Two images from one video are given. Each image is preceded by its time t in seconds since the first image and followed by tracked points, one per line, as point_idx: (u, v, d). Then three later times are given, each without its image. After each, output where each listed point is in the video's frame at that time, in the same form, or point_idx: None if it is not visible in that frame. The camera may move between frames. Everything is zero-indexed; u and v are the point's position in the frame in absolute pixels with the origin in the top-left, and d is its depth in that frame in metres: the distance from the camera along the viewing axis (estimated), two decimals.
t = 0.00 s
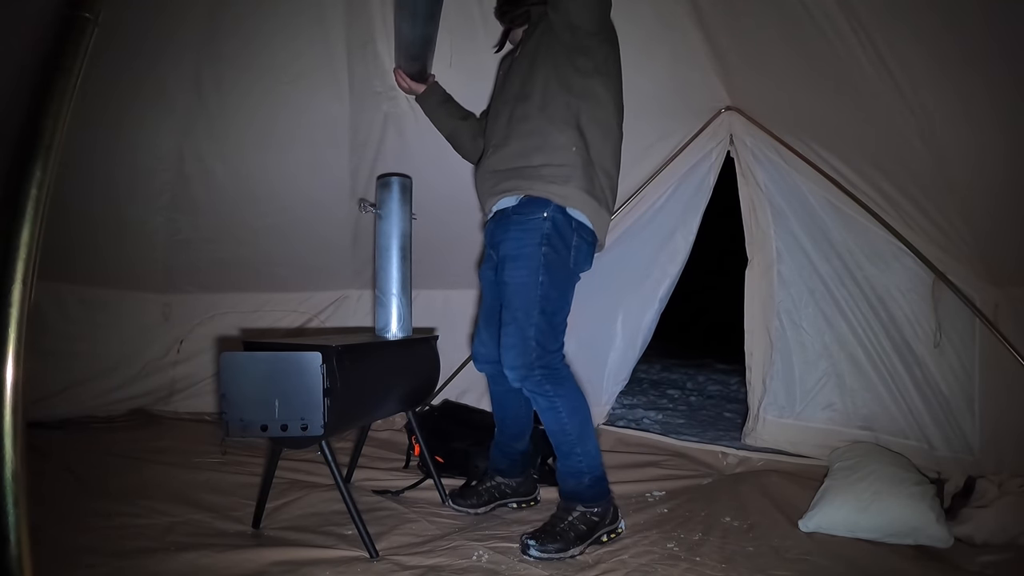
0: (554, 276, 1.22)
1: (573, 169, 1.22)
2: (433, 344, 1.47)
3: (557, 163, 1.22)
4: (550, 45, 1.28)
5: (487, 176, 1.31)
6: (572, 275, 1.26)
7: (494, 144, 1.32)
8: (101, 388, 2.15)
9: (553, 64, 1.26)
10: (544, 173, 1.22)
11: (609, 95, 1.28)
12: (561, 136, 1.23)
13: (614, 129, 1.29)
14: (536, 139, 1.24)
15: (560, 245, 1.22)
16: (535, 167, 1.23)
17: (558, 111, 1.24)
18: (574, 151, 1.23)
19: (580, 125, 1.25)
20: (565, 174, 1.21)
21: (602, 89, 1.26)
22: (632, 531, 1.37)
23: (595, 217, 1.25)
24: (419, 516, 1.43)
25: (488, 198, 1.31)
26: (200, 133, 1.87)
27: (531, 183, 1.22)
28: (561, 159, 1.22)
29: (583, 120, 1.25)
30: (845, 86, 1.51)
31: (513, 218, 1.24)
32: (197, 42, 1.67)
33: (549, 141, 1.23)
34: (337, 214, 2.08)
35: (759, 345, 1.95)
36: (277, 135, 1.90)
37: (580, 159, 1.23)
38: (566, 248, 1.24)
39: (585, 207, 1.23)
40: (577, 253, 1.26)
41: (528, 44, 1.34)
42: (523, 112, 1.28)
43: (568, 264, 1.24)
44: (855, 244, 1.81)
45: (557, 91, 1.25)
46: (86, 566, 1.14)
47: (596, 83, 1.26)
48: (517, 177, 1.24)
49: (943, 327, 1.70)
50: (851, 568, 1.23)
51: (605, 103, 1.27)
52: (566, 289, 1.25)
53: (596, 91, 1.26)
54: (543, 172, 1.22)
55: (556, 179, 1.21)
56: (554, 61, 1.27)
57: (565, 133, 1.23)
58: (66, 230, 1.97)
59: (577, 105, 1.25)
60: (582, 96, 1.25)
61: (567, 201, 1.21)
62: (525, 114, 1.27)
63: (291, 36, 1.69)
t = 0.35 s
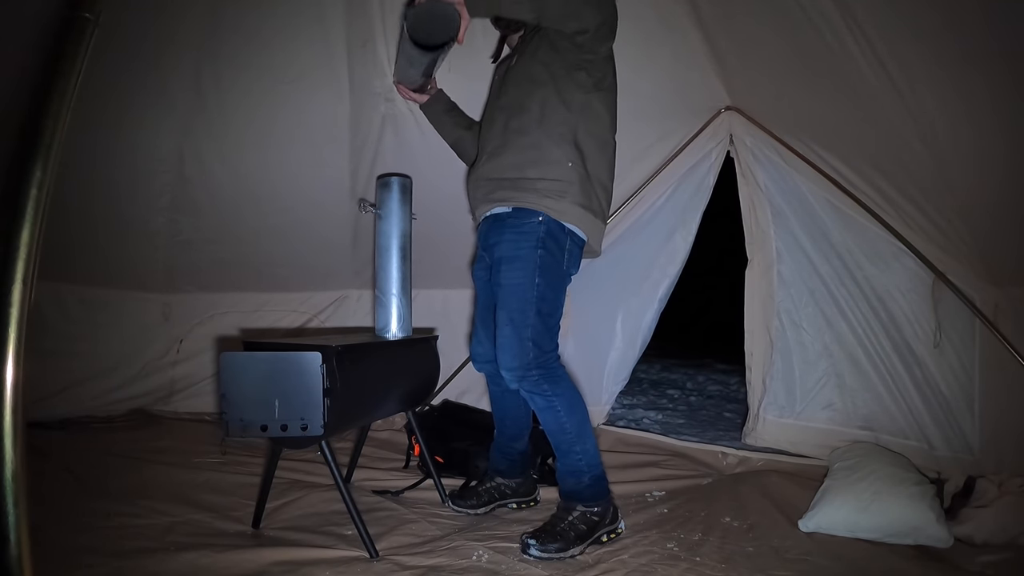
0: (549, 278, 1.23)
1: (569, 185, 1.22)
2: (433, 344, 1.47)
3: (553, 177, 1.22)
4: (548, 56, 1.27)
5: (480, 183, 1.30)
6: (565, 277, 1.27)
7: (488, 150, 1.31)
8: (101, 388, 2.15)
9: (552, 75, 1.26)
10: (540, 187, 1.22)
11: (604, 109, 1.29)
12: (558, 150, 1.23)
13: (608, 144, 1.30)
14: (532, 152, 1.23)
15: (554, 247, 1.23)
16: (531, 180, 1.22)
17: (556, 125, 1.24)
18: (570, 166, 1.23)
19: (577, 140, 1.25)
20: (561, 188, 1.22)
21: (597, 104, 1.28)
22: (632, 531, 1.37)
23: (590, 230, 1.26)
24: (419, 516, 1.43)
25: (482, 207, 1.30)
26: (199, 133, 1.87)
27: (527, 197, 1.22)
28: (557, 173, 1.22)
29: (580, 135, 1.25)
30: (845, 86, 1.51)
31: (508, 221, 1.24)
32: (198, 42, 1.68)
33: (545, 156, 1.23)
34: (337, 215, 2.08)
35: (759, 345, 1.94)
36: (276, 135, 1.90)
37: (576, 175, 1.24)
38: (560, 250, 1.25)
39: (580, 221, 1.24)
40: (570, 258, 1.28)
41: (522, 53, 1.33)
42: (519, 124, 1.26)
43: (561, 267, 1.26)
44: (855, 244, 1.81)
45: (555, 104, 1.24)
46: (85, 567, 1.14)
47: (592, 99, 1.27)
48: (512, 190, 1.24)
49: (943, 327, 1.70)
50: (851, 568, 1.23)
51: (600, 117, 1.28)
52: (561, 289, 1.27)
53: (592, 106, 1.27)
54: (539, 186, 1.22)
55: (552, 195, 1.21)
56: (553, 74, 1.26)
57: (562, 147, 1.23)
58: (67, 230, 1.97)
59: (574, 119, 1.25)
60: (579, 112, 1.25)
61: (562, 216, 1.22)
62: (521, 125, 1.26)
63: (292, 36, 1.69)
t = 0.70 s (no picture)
0: (549, 277, 1.23)
1: (567, 193, 1.22)
2: (433, 344, 1.47)
3: (551, 183, 1.22)
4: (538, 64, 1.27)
5: (480, 190, 1.30)
6: (566, 276, 1.27)
7: (486, 159, 1.31)
8: (101, 388, 2.15)
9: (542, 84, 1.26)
10: (538, 196, 1.21)
11: (598, 110, 1.28)
12: (554, 159, 1.22)
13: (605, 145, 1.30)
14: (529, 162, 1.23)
15: (555, 247, 1.23)
16: (529, 189, 1.22)
17: (551, 134, 1.23)
18: (568, 173, 1.23)
19: (573, 144, 1.24)
20: (559, 195, 1.21)
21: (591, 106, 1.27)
22: (632, 531, 1.37)
23: (591, 231, 1.25)
24: (419, 516, 1.43)
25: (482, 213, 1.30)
26: (199, 132, 1.87)
27: (525, 206, 1.22)
28: (554, 180, 1.22)
29: (576, 140, 1.25)
30: (844, 86, 1.51)
31: (510, 222, 1.24)
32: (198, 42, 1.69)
33: (542, 164, 1.23)
34: (337, 215, 2.08)
35: (760, 345, 1.95)
36: (277, 135, 1.90)
37: (575, 180, 1.23)
38: (561, 250, 1.25)
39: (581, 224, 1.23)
40: (571, 257, 1.28)
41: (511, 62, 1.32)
42: (514, 133, 1.26)
43: (562, 266, 1.26)
44: (855, 244, 1.81)
45: (549, 112, 1.24)
46: (86, 567, 1.14)
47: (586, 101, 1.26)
48: (510, 200, 1.23)
49: (943, 327, 1.70)
50: (851, 568, 1.23)
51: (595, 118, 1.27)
52: (562, 288, 1.27)
53: (586, 109, 1.26)
54: (537, 194, 1.22)
55: (550, 203, 1.21)
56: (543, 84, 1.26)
57: (558, 154, 1.22)
58: (66, 230, 1.96)
59: (569, 125, 1.24)
60: (574, 117, 1.25)
61: (561, 222, 1.21)
62: (517, 135, 1.26)
63: (292, 36, 1.70)
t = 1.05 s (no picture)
0: (543, 275, 1.24)
1: (548, 205, 1.21)
2: (433, 344, 1.47)
3: (532, 195, 1.21)
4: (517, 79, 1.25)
5: (468, 200, 1.30)
6: (559, 275, 1.28)
7: (476, 169, 1.32)
8: (101, 388, 2.15)
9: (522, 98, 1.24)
10: (520, 207, 1.22)
11: (581, 116, 1.25)
12: (535, 171, 1.22)
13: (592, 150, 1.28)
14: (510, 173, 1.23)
15: (548, 246, 1.24)
16: (510, 200, 1.23)
17: (530, 147, 1.23)
18: (550, 183, 1.22)
19: (553, 154, 1.23)
20: (539, 206, 1.21)
21: (575, 112, 1.25)
22: (632, 531, 1.37)
23: (577, 235, 1.24)
24: (419, 516, 1.43)
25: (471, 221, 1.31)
26: (199, 132, 1.88)
27: (507, 218, 1.22)
28: (534, 192, 1.22)
29: (557, 151, 1.23)
30: (844, 86, 1.51)
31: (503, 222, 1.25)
32: (198, 43, 1.69)
33: (523, 176, 1.23)
34: (337, 215, 2.08)
35: (760, 346, 1.94)
36: (276, 136, 1.90)
37: (557, 191, 1.22)
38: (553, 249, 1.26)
39: (564, 235, 1.22)
40: (564, 256, 1.29)
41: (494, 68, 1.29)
42: (497, 146, 1.26)
43: (556, 264, 1.27)
44: (855, 244, 1.81)
45: (529, 126, 1.23)
46: (86, 567, 1.14)
47: (572, 106, 1.24)
48: (493, 211, 1.24)
49: (943, 328, 1.70)
50: (851, 568, 1.23)
51: (578, 125, 1.25)
52: (556, 286, 1.28)
53: (569, 117, 1.24)
54: (518, 206, 1.22)
55: (532, 214, 1.21)
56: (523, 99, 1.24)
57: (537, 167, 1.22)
58: (66, 229, 1.96)
59: (551, 135, 1.23)
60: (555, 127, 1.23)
61: (540, 233, 1.21)
62: (500, 148, 1.26)
63: (293, 37, 1.70)
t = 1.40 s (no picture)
0: (537, 273, 1.24)
1: (531, 207, 1.22)
2: (433, 344, 1.47)
3: (513, 198, 1.22)
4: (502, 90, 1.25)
5: (459, 202, 1.31)
6: (551, 272, 1.28)
7: (466, 172, 1.33)
8: (101, 388, 2.15)
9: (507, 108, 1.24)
10: (504, 209, 1.22)
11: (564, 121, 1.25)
12: (519, 174, 1.23)
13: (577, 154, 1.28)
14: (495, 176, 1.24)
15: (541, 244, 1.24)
16: (496, 202, 1.23)
17: (514, 152, 1.23)
18: (534, 186, 1.23)
19: (535, 160, 1.24)
20: (519, 209, 1.21)
21: (559, 117, 1.25)
22: (632, 531, 1.37)
23: (562, 232, 1.24)
24: (419, 516, 1.43)
25: (462, 222, 1.30)
26: (199, 132, 1.88)
27: (492, 220, 1.23)
28: (516, 195, 1.22)
29: (538, 155, 1.24)
30: (844, 86, 1.51)
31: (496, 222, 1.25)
32: (197, 43, 1.69)
33: (507, 179, 1.23)
34: (337, 215, 2.08)
35: (760, 346, 1.94)
36: (275, 136, 1.90)
37: (541, 194, 1.23)
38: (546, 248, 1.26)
39: (548, 237, 1.22)
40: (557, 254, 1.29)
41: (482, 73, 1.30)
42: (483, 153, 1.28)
43: (549, 261, 1.27)
44: (855, 244, 1.81)
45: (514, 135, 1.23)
46: (86, 567, 1.14)
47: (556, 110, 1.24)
48: (479, 214, 1.25)
49: (943, 328, 1.70)
50: (852, 568, 1.23)
51: (562, 130, 1.25)
52: (549, 284, 1.28)
53: (552, 122, 1.24)
54: (501, 209, 1.23)
55: (516, 216, 1.21)
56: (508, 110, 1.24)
57: (519, 172, 1.23)
58: (66, 229, 1.96)
59: (535, 139, 1.24)
60: (538, 133, 1.23)
61: (520, 235, 1.21)
62: (485, 156, 1.27)
63: (293, 37, 1.70)
